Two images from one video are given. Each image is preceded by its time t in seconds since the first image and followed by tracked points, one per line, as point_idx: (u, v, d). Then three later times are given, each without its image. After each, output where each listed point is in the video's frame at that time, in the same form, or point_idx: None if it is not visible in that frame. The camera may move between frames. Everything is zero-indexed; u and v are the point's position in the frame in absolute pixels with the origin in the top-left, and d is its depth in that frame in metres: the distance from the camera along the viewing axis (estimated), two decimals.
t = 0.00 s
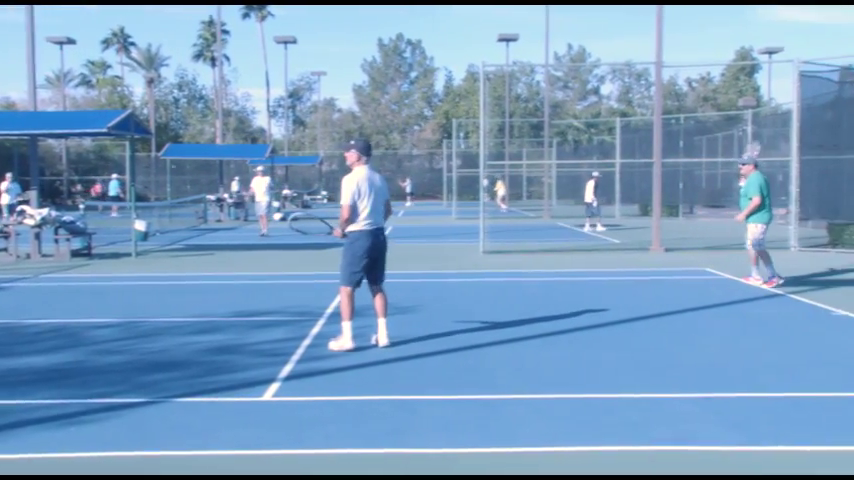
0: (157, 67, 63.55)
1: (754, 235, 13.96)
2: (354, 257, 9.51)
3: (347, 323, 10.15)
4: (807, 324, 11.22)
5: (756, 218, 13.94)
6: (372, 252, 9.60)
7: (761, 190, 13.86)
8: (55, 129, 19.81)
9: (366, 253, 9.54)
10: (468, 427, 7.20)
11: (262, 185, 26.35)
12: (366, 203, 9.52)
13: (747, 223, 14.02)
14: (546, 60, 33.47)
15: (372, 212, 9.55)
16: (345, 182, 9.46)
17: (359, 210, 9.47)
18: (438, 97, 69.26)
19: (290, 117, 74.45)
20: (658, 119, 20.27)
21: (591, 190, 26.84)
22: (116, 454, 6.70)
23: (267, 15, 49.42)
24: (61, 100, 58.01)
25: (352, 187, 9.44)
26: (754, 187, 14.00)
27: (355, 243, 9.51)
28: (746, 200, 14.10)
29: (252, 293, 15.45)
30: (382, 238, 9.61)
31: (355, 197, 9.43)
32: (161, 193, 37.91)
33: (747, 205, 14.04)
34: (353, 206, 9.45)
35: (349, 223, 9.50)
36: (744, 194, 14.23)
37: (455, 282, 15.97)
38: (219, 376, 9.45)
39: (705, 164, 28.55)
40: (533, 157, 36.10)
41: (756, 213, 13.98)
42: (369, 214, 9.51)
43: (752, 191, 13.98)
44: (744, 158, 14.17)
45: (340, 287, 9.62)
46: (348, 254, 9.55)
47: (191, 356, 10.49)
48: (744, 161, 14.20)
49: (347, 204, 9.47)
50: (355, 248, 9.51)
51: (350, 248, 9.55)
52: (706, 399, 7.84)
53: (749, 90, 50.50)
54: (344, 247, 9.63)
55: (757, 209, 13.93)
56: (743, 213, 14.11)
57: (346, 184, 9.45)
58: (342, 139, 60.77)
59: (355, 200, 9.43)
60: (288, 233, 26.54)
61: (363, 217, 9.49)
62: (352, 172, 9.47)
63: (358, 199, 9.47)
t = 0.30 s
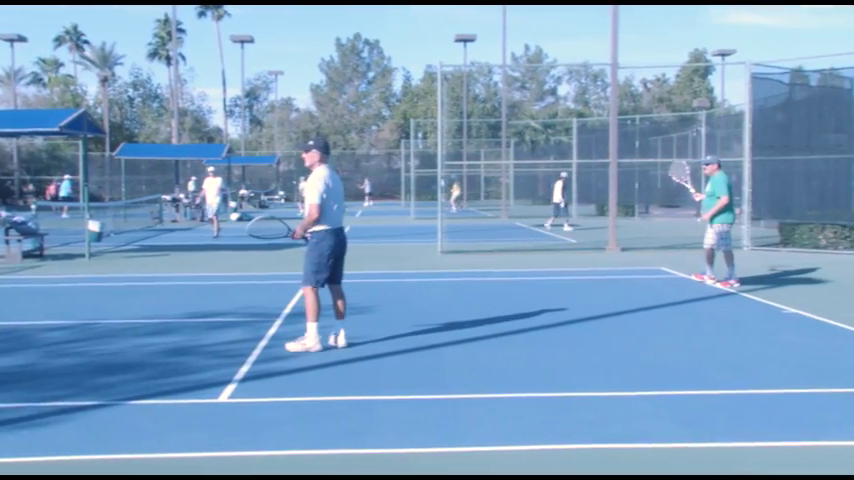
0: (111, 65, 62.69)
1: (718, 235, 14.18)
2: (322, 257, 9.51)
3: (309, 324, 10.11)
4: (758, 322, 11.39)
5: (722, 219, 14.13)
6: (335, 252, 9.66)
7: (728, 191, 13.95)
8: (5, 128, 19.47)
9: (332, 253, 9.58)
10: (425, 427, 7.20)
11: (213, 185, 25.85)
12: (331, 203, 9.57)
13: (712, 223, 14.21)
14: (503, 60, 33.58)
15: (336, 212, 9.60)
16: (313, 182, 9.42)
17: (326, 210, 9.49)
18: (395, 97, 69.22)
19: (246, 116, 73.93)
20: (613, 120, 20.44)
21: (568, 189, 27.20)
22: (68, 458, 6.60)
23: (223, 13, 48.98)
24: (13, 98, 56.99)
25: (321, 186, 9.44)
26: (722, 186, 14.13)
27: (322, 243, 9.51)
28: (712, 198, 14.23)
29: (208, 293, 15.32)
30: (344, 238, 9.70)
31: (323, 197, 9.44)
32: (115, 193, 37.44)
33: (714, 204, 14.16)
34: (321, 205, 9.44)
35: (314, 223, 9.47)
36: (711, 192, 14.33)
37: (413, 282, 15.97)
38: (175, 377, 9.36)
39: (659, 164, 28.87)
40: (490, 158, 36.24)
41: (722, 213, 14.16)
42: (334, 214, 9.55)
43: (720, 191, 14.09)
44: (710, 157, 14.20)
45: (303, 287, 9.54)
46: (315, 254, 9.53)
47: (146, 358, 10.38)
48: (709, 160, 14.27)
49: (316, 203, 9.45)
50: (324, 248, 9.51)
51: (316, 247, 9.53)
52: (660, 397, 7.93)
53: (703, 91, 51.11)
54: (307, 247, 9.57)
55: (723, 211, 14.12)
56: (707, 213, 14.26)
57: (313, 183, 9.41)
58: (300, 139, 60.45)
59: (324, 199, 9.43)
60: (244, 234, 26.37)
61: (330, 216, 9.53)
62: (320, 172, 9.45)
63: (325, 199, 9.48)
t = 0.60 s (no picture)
0: (72, 64, 61.92)
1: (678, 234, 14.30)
2: (281, 258, 9.49)
3: (273, 325, 10.03)
4: (719, 321, 11.50)
5: (683, 219, 14.26)
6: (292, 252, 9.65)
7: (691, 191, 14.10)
8: None
9: (290, 253, 9.57)
10: (389, 428, 7.18)
11: (168, 184, 25.09)
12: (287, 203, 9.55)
13: (673, 222, 14.35)
14: (467, 61, 33.63)
15: (293, 212, 9.59)
16: (270, 183, 9.38)
17: (284, 210, 9.46)
18: (360, 96, 69.12)
19: (210, 116, 73.51)
20: (577, 120, 20.54)
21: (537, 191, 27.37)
22: (27, 461, 6.51)
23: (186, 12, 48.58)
24: None
25: (279, 187, 9.41)
26: (686, 186, 14.26)
27: (282, 243, 9.48)
28: (675, 198, 14.36)
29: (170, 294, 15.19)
30: (301, 239, 9.69)
31: (281, 197, 9.41)
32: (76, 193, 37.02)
33: (677, 204, 14.30)
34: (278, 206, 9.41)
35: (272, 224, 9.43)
36: (675, 191, 14.44)
37: (378, 282, 15.96)
38: (137, 379, 9.27)
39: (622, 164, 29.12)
40: (455, 158, 36.36)
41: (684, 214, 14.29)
42: (291, 214, 9.54)
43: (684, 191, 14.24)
44: (674, 157, 14.32)
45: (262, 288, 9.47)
46: (273, 254, 9.48)
47: (107, 360, 10.26)
48: (672, 159, 14.39)
49: (274, 204, 9.41)
50: (283, 248, 9.48)
51: (275, 248, 9.49)
52: (622, 395, 7.99)
53: (665, 92, 51.57)
54: (265, 248, 9.51)
55: (685, 211, 14.25)
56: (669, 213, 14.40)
57: (270, 184, 9.37)
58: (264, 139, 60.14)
59: (282, 200, 9.40)
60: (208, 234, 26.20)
61: (288, 217, 9.51)
62: (277, 173, 9.42)
63: (283, 199, 9.46)
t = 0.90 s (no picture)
0: (35, 62, 61.18)
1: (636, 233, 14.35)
2: (244, 260, 9.46)
3: (239, 326, 9.98)
4: (685, 320, 11.60)
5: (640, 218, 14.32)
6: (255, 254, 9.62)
7: (649, 191, 14.20)
8: None
9: (253, 255, 9.53)
10: (357, 428, 7.16)
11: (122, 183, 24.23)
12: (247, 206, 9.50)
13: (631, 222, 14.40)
14: (436, 61, 33.69)
15: (253, 214, 9.54)
16: (228, 187, 9.33)
17: (244, 214, 9.42)
18: (328, 96, 68.97)
19: (177, 116, 72.98)
20: (544, 120, 20.60)
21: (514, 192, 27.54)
22: None
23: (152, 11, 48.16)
24: None
25: (237, 191, 9.36)
26: (644, 187, 14.37)
27: (244, 246, 9.44)
28: (633, 198, 14.44)
29: (136, 295, 15.05)
30: (264, 241, 9.66)
31: (240, 201, 9.36)
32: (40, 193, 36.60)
33: (634, 204, 14.39)
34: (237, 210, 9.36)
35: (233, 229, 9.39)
36: (633, 191, 14.52)
37: (345, 282, 15.93)
38: (101, 381, 9.18)
39: (589, 165, 29.30)
40: (423, 158, 36.41)
41: (640, 213, 14.33)
42: (252, 217, 9.50)
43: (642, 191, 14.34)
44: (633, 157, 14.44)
45: (225, 292, 9.44)
46: (236, 257, 9.45)
47: (70, 362, 10.15)
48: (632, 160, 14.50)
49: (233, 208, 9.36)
50: (245, 252, 9.44)
51: (238, 251, 9.45)
52: (590, 394, 8.03)
53: (632, 92, 51.94)
54: (228, 251, 9.47)
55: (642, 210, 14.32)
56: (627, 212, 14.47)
57: (228, 189, 9.31)
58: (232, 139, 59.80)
59: (241, 205, 9.35)
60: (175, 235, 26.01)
61: (249, 219, 9.47)
62: (235, 177, 9.37)
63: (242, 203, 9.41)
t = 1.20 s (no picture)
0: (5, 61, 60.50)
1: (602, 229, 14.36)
2: (220, 262, 9.42)
3: (211, 327, 9.93)
4: (655, 319, 11.69)
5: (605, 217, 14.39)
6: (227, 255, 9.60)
7: (613, 190, 14.32)
8: None
9: (226, 257, 9.51)
10: (330, 429, 7.14)
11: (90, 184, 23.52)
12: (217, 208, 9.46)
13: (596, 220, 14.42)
14: (409, 61, 33.68)
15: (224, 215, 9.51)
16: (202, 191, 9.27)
17: (217, 216, 9.38)
18: (301, 96, 68.77)
19: (148, 115, 72.42)
20: (518, 120, 20.61)
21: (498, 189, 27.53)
22: None
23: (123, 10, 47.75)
24: None
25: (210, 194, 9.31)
26: (607, 187, 14.50)
27: (218, 248, 9.40)
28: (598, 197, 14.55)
29: (107, 296, 14.91)
30: (237, 244, 9.64)
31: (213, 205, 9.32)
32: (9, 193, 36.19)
33: (598, 204, 14.48)
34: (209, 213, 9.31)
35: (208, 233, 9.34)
36: (596, 192, 14.66)
37: (319, 282, 15.88)
38: (71, 383, 9.08)
39: (563, 165, 29.40)
40: (397, 158, 36.36)
41: (604, 212, 14.39)
42: (224, 221, 9.45)
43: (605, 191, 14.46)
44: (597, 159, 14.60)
45: (195, 293, 9.37)
46: (209, 258, 9.40)
47: (40, 364, 10.04)
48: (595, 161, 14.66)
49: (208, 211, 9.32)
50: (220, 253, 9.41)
51: (211, 253, 9.41)
52: (562, 393, 8.07)
53: (605, 93, 52.15)
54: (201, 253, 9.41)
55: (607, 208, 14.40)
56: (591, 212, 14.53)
57: (201, 193, 9.24)
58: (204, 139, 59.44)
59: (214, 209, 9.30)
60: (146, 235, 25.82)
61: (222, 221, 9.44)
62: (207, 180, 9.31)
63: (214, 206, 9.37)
